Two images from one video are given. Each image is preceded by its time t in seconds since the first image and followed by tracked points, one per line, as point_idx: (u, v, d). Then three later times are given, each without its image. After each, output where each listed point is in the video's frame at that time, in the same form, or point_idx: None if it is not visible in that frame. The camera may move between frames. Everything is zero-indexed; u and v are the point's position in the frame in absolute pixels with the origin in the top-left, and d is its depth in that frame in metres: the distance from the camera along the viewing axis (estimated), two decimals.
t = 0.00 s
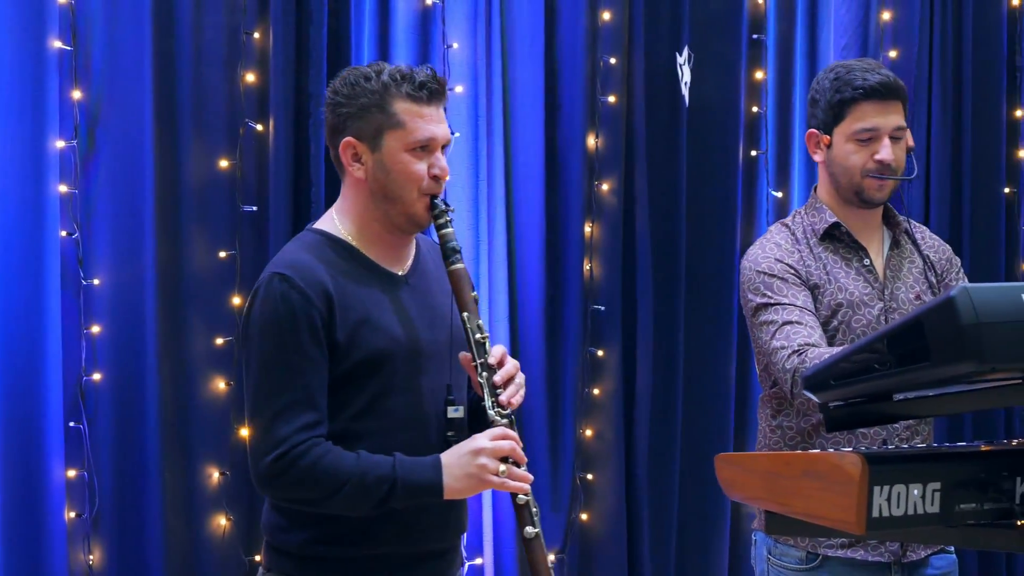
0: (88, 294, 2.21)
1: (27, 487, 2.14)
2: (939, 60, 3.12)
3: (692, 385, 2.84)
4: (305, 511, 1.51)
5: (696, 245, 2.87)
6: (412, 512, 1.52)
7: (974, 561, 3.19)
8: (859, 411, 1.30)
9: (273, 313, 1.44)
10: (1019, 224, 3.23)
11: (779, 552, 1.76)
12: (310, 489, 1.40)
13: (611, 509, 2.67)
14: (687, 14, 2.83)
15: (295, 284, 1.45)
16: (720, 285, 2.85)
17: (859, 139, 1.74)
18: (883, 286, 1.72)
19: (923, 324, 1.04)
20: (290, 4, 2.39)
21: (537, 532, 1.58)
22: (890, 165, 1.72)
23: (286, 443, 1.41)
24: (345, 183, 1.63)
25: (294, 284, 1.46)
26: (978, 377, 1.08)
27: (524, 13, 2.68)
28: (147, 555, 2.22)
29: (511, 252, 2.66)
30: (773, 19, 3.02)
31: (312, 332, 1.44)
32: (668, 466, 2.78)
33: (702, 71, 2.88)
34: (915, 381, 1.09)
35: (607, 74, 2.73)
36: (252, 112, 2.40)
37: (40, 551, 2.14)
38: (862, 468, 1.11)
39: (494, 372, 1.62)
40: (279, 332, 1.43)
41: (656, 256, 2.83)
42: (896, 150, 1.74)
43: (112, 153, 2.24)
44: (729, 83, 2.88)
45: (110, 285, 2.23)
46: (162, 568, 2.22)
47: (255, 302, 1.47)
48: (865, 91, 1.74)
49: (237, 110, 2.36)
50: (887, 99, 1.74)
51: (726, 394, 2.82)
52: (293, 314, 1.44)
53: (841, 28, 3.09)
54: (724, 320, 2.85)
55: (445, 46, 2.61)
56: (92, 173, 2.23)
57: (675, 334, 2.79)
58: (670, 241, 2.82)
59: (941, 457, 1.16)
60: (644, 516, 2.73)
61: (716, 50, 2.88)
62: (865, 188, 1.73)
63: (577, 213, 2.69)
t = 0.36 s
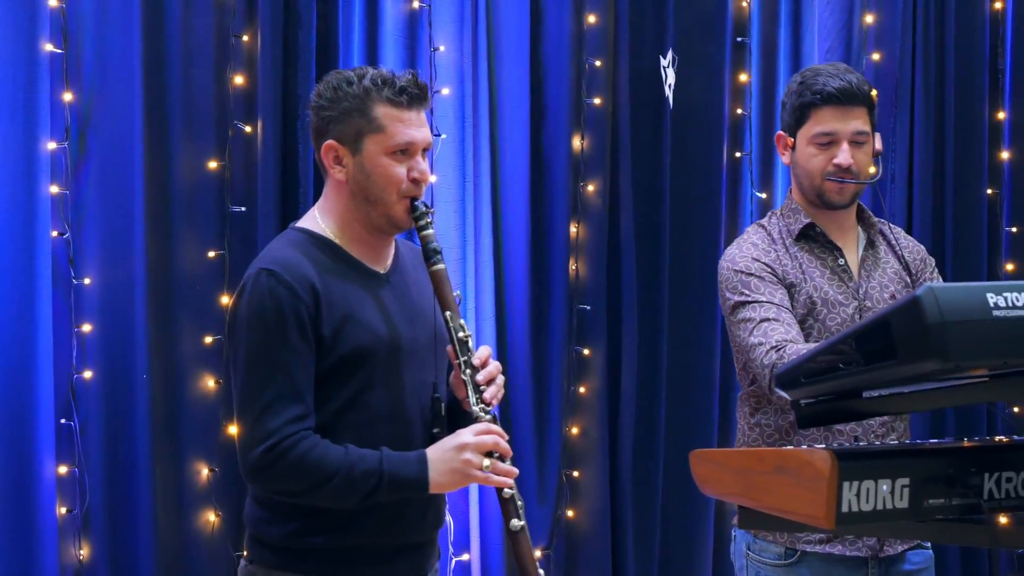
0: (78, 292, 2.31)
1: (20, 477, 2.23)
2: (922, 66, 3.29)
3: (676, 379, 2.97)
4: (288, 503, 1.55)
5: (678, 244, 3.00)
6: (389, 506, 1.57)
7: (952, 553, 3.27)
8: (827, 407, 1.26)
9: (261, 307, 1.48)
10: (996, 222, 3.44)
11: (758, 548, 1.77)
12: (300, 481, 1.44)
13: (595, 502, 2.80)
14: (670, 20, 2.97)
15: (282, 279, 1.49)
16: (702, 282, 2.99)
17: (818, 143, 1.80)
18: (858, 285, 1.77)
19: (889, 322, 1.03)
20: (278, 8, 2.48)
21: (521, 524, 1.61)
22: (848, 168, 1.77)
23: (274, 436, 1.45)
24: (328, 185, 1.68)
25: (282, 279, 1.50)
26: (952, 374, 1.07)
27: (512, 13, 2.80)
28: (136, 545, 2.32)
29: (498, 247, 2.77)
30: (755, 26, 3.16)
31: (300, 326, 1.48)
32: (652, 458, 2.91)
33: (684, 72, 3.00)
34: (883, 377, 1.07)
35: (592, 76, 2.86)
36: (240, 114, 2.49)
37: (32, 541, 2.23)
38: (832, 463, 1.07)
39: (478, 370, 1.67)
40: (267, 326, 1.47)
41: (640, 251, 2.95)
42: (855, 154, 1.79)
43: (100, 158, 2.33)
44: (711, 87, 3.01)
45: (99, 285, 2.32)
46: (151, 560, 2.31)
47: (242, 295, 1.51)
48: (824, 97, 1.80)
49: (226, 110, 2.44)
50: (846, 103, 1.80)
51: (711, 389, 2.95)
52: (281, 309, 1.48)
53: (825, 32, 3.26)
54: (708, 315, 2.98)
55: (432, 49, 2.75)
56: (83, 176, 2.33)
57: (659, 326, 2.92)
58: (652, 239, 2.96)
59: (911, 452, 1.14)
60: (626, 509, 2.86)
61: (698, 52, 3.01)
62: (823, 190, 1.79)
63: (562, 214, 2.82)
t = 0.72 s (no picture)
0: (75, 286, 2.34)
1: (18, 472, 2.26)
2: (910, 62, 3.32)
3: (667, 373, 3.05)
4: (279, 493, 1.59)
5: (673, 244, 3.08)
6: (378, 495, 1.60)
7: (943, 549, 3.30)
8: (808, 400, 1.28)
9: (251, 300, 1.51)
10: (986, 219, 3.47)
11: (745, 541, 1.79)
12: (286, 471, 1.47)
13: (586, 496, 2.87)
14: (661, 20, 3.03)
15: (273, 272, 1.53)
16: (691, 278, 3.07)
17: (818, 134, 1.83)
18: (840, 280, 1.81)
19: (867, 315, 1.02)
20: (274, 8, 2.55)
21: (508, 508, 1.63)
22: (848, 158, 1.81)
23: (262, 427, 1.48)
24: (317, 181, 1.71)
25: (272, 272, 1.53)
26: (933, 366, 1.05)
27: (505, 16, 2.88)
28: (132, 539, 2.35)
29: (490, 244, 2.84)
30: (745, 26, 3.23)
31: (289, 318, 1.52)
32: (644, 451, 2.97)
33: (676, 70, 3.07)
34: (862, 369, 1.05)
35: (584, 74, 2.92)
36: (235, 112, 2.54)
37: (29, 535, 2.26)
38: (813, 454, 1.05)
39: (464, 356, 1.68)
40: (257, 318, 1.50)
41: (632, 247, 3.03)
42: (852, 145, 1.83)
43: (96, 156, 2.37)
44: (700, 85, 3.08)
45: (96, 280, 2.36)
46: (146, 553, 2.34)
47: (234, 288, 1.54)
48: (821, 91, 1.85)
49: (221, 109, 2.51)
50: (840, 97, 1.84)
51: (703, 383, 3.02)
52: (270, 301, 1.51)
53: (817, 32, 3.28)
54: (698, 310, 3.05)
55: (426, 47, 2.80)
56: (80, 173, 2.36)
57: (650, 319, 3.00)
58: (645, 235, 3.03)
59: (888, 443, 1.10)
60: (619, 502, 2.92)
61: (689, 51, 3.08)
62: (825, 181, 1.82)
63: (554, 210, 2.88)
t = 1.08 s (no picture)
0: (77, 283, 2.37)
1: (21, 466, 2.29)
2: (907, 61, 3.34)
3: (665, 370, 3.08)
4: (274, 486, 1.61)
5: (673, 242, 3.11)
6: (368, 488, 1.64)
7: (938, 545, 3.33)
8: (798, 394, 1.29)
9: (243, 296, 1.53)
10: (983, 217, 3.49)
11: (740, 535, 1.80)
12: (279, 463, 1.49)
13: (584, 492, 2.89)
14: (659, 19, 3.04)
15: (265, 268, 1.55)
16: (689, 277, 3.09)
17: (801, 130, 1.86)
18: (831, 274, 1.83)
19: (856, 310, 1.03)
20: (274, 9, 2.58)
21: (497, 497, 1.67)
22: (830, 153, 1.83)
23: (255, 420, 1.50)
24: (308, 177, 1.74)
25: (264, 269, 1.55)
26: (921, 361, 1.07)
27: (504, 16, 2.90)
28: (134, 533, 2.38)
29: (490, 242, 2.87)
30: (743, 26, 3.24)
31: (280, 313, 1.54)
32: (642, 447, 3.00)
33: (673, 70, 3.10)
34: (855, 363, 1.06)
35: (582, 74, 2.94)
36: (235, 111, 2.56)
37: (31, 528, 2.29)
38: (802, 448, 1.07)
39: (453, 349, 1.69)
40: (249, 314, 1.53)
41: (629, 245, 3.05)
42: (836, 141, 1.86)
43: (96, 153, 2.40)
44: (698, 85, 3.10)
45: (98, 277, 2.39)
46: (146, 547, 2.36)
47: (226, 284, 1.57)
48: (806, 85, 1.88)
49: (221, 107, 2.53)
50: (826, 92, 1.87)
51: (699, 380, 3.06)
52: (262, 297, 1.53)
53: (813, 30, 3.32)
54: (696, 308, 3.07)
55: (425, 47, 2.83)
56: (81, 166, 2.39)
57: (648, 316, 3.03)
58: (643, 233, 3.05)
59: (879, 437, 1.12)
60: (617, 498, 2.95)
61: (686, 51, 3.11)
62: (807, 176, 1.85)
63: (552, 209, 2.90)
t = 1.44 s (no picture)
0: (79, 280, 2.40)
1: (24, 462, 2.31)
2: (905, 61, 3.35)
3: (665, 367, 3.09)
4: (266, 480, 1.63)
5: (673, 240, 3.12)
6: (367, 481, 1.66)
7: (936, 541, 3.34)
8: (795, 390, 1.30)
9: (231, 292, 1.56)
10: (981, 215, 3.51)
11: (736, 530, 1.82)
12: (264, 457, 1.51)
13: (583, 489, 2.91)
14: (659, 18, 3.05)
15: (252, 264, 1.57)
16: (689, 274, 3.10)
17: (772, 129, 1.90)
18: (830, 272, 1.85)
19: (848, 305, 1.04)
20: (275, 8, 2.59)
21: (481, 488, 1.68)
22: (798, 150, 1.85)
23: (242, 415, 1.52)
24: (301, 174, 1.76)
25: (252, 265, 1.57)
26: (914, 356, 1.08)
27: (504, 14, 2.91)
28: (136, 529, 2.40)
29: (490, 240, 2.89)
30: (743, 24, 3.25)
31: (267, 309, 1.56)
32: (642, 444, 3.01)
33: (673, 68, 3.11)
34: (848, 358, 1.07)
35: (582, 72, 2.95)
36: (237, 109, 2.58)
37: (34, 523, 2.31)
38: (796, 442, 1.07)
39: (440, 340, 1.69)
40: (237, 310, 1.55)
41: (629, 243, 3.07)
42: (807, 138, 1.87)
43: (99, 152, 2.43)
44: (698, 83, 3.11)
45: (100, 273, 2.41)
46: (148, 542, 2.38)
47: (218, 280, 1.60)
48: (779, 85, 1.93)
49: (222, 105, 2.54)
50: (799, 91, 1.90)
51: (698, 376, 3.07)
52: (249, 293, 1.55)
53: (812, 29, 3.33)
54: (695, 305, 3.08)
55: (425, 45, 2.84)
56: (83, 164, 2.42)
57: (647, 313, 3.04)
58: (643, 231, 3.07)
59: (873, 431, 1.13)
60: (617, 495, 2.96)
61: (686, 49, 3.12)
62: (776, 173, 1.87)
63: (552, 207, 2.91)
